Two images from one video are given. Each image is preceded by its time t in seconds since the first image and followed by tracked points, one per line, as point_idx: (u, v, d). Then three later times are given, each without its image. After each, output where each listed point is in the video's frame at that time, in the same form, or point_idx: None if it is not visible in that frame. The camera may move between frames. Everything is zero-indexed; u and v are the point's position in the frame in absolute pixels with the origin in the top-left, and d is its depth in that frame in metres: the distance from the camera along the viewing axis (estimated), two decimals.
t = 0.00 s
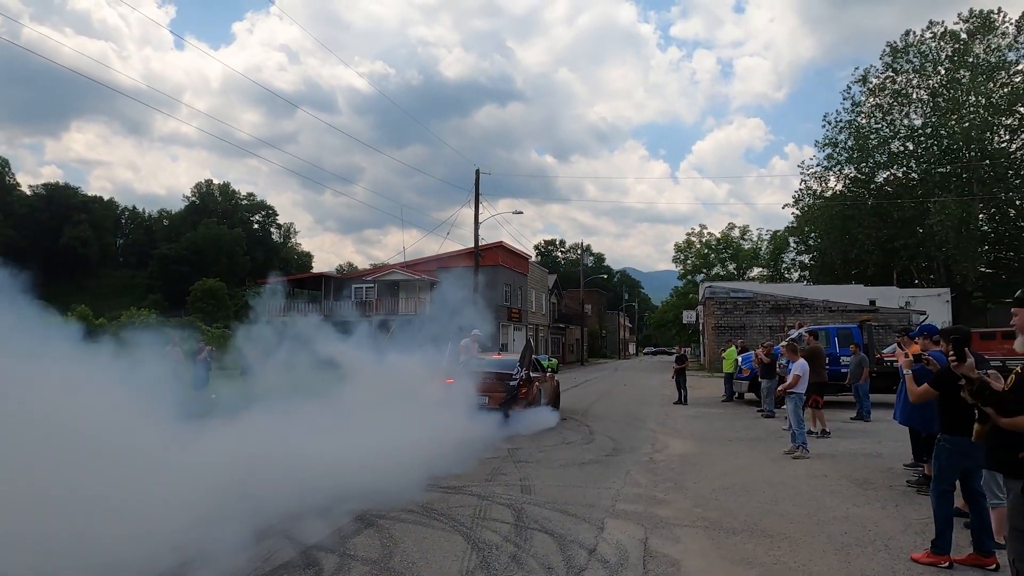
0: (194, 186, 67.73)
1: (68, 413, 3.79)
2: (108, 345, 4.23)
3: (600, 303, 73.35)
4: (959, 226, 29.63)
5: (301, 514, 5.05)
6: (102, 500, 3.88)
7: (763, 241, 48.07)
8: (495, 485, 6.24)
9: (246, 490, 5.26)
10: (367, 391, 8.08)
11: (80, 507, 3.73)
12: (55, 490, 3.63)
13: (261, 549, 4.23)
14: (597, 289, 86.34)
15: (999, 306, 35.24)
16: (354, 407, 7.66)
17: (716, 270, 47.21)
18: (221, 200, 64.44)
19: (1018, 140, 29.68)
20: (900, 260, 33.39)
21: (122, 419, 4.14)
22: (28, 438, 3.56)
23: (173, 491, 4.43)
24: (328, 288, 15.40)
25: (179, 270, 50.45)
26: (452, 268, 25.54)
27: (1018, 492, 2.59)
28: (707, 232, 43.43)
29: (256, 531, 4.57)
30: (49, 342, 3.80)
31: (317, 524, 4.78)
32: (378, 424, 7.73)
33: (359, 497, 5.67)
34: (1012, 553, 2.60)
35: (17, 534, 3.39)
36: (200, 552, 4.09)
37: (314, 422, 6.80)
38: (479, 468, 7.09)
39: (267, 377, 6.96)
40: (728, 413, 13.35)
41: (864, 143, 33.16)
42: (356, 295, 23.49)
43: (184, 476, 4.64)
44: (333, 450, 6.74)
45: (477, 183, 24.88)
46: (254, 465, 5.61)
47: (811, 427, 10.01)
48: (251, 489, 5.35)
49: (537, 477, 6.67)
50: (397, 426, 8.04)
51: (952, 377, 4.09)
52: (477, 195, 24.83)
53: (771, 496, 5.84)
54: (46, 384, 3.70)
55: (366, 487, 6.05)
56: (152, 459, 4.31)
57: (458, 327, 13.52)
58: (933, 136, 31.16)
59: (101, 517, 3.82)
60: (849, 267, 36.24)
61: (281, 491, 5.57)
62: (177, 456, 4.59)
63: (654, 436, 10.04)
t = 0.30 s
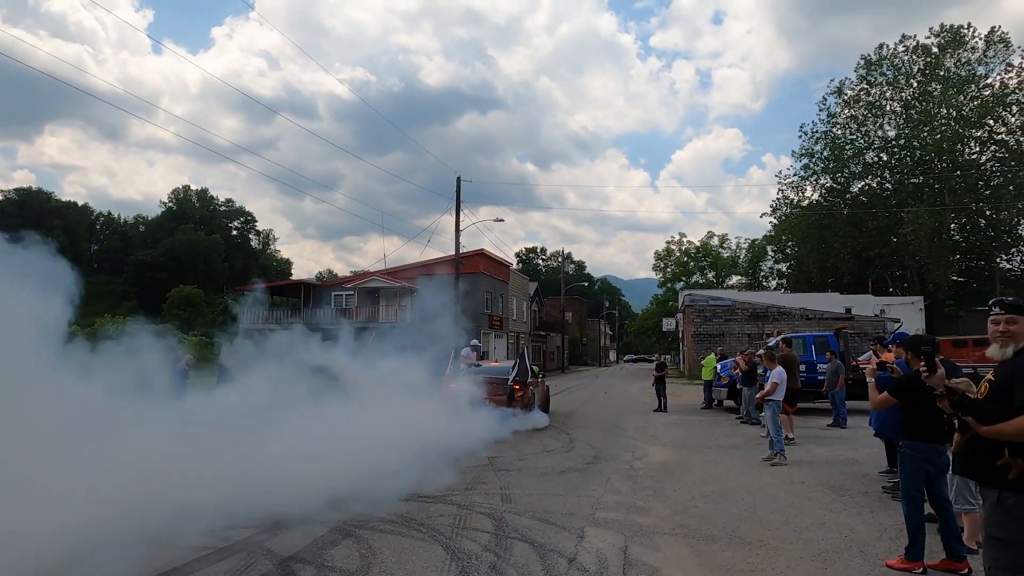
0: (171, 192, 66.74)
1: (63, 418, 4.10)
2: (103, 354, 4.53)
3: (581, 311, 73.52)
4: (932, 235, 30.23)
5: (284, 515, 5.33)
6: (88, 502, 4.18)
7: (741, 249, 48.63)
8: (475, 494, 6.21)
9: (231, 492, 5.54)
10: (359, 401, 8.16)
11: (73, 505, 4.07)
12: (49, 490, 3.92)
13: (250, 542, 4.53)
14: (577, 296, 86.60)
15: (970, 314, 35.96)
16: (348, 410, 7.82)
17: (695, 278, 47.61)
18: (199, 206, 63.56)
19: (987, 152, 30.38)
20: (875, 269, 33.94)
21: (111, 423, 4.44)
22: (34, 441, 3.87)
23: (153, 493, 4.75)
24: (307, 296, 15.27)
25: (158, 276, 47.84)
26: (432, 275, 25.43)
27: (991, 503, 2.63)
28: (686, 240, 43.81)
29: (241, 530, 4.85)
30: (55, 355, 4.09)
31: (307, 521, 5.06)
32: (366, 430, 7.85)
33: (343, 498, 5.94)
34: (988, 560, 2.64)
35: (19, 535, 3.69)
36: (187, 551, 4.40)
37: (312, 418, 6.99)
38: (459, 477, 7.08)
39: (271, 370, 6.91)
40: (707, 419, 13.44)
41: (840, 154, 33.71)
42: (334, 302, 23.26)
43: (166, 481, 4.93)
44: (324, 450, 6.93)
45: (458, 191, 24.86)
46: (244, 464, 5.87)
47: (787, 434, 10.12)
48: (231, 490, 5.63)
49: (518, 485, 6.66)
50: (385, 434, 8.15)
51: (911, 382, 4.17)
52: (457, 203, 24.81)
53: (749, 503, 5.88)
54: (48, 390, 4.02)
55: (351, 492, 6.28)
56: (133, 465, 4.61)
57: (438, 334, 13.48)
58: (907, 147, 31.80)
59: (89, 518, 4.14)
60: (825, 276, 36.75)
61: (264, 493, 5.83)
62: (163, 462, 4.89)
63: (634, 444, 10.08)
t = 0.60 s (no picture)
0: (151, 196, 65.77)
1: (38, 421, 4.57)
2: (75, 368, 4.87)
3: (565, 317, 73.59)
4: (910, 243, 30.70)
5: (261, 510, 5.63)
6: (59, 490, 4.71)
7: (723, 256, 49.03)
8: (459, 502, 6.17)
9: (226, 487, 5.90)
10: (348, 408, 8.28)
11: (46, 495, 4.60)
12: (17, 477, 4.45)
13: (207, 536, 4.83)
14: (561, 302, 86.73)
15: (948, 321, 36.52)
16: (342, 415, 8.06)
17: (678, 285, 47.88)
18: (181, 210, 62.44)
19: (963, 161, 30.92)
20: (854, 276, 34.39)
21: (91, 418, 4.98)
22: None
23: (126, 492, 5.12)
24: (290, 302, 15.15)
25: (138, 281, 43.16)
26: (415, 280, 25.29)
27: (972, 508, 2.66)
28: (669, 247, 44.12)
29: (212, 524, 5.17)
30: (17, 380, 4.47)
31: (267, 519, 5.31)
32: (359, 438, 8.09)
33: (323, 497, 6.20)
34: (967, 564, 2.68)
35: None
36: (152, 540, 4.77)
37: (305, 421, 7.28)
38: (442, 484, 7.07)
39: (268, 373, 7.14)
40: (690, 426, 13.50)
41: (820, 162, 34.09)
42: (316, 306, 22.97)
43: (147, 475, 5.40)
44: (318, 454, 7.24)
45: (442, 197, 24.78)
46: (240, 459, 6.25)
47: (768, 440, 10.22)
48: (228, 483, 6.00)
49: (502, 492, 6.64)
50: (372, 439, 8.33)
51: (880, 388, 4.23)
52: (442, 209, 24.76)
53: (732, 509, 5.91)
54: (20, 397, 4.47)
55: (337, 489, 6.51)
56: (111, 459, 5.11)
57: (421, 339, 13.45)
58: (885, 157, 32.30)
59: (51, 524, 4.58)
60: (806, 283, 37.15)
61: (259, 487, 6.18)
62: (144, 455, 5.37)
63: (618, 450, 10.10)
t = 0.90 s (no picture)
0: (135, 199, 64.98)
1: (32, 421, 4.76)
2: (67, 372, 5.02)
3: (551, 323, 73.74)
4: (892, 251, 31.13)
5: (257, 509, 5.84)
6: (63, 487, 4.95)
7: (709, 262, 49.40)
8: (446, 507, 6.17)
9: (215, 484, 6.10)
10: (336, 413, 8.32)
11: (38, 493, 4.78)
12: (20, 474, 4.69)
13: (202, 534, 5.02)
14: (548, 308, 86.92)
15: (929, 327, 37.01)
16: (335, 420, 8.25)
17: (664, 291, 48.14)
18: (165, 213, 61.48)
19: (944, 170, 31.40)
20: (837, 282, 34.78)
21: (93, 419, 5.22)
22: None
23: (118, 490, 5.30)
24: (275, 307, 15.06)
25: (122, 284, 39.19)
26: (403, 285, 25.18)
27: (953, 513, 2.70)
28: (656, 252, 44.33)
29: (201, 522, 5.36)
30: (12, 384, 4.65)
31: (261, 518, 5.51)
32: (351, 443, 8.28)
33: (316, 497, 6.39)
34: (947, 566, 2.72)
35: None
36: (149, 536, 4.98)
37: (299, 425, 7.50)
38: (429, 489, 7.06)
39: (263, 379, 7.31)
40: (676, 431, 13.57)
41: (804, 170, 34.50)
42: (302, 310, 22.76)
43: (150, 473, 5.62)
44: (312, 458, 7.46)
45: (430, 202, 24.75)
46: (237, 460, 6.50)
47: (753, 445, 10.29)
48: (225, 483, 6.24)
49: (488, 498, 6.63)
50: (356, 443, 8.39)
51: (858, 395, 4.28)
52: (429, 214, 24.72)
53: (718, 514, 5.93)
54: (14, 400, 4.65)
55: (323, 489, 6.70)
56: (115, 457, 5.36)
57: (408, 345, 13.41)
58: (868, 165, 32.75)
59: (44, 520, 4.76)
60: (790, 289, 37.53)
61: (252, 488, 6.39)
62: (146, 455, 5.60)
63: (604, 455, 10.13)
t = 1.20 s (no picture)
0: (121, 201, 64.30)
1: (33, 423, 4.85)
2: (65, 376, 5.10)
3: (541, 326, 73.81)
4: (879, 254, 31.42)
5: (255, 508, 5.95)
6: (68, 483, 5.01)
7: (697, 264, 49.65)
8: (436, 511, 6.16)
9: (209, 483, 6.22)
10: (326, 415, 8.34)
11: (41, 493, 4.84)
12: (25, 474, 4.73)
13: (205, 533, 5.12)
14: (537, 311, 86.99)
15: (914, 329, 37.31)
16: (326, 419, 8.32)
17: (653, 293, 48.31)
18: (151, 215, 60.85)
19: (929, 174, 31.77)
20: (825, 285, 35.01)
21: (93, 419, 5.30)
22: None
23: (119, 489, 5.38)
24: (264, 309, 14.97)
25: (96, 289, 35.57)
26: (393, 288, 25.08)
27: (939, 514, 2.73)
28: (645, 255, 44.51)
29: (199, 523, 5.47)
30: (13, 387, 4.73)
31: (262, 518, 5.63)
32: (340, 443, 8.34)
33: (306, 497, 6.53)
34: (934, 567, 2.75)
35: None
36: (148, 537, 5.07)
37: (292, 422, 7.61)
38: (419, 492, 7.05)
39: (252, 382, 7.33)
40: (665, 433, 13.61)
41: (792, 173, 34.78)
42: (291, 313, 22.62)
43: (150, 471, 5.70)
44: (302, 456, 7.57)
45: (419, 205, 24.70)
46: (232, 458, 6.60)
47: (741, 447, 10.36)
48: (219, 482, 6.36)
49: (478, 501, 6.62)
50: (344, 445, 8.45)
51: (842, 398, 4.33)
52: (418, 216, 24.66)
53: (707, 517, 5.95)
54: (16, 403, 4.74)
55: (312, 490, 6.85)
56: (116, 455, 5.43)
57: (398, 348, 13.37)
58: (855, 169, 33.09)
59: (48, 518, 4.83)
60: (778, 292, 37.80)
61: (244, 487, 6.53)
62: (148, 453, 5.69)
63: (594, 458, 10.14)
